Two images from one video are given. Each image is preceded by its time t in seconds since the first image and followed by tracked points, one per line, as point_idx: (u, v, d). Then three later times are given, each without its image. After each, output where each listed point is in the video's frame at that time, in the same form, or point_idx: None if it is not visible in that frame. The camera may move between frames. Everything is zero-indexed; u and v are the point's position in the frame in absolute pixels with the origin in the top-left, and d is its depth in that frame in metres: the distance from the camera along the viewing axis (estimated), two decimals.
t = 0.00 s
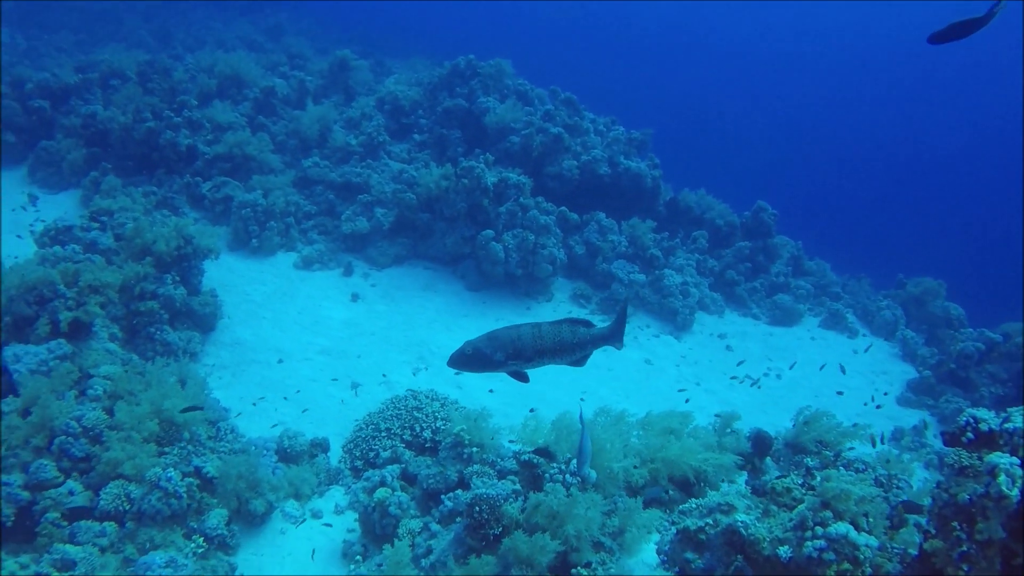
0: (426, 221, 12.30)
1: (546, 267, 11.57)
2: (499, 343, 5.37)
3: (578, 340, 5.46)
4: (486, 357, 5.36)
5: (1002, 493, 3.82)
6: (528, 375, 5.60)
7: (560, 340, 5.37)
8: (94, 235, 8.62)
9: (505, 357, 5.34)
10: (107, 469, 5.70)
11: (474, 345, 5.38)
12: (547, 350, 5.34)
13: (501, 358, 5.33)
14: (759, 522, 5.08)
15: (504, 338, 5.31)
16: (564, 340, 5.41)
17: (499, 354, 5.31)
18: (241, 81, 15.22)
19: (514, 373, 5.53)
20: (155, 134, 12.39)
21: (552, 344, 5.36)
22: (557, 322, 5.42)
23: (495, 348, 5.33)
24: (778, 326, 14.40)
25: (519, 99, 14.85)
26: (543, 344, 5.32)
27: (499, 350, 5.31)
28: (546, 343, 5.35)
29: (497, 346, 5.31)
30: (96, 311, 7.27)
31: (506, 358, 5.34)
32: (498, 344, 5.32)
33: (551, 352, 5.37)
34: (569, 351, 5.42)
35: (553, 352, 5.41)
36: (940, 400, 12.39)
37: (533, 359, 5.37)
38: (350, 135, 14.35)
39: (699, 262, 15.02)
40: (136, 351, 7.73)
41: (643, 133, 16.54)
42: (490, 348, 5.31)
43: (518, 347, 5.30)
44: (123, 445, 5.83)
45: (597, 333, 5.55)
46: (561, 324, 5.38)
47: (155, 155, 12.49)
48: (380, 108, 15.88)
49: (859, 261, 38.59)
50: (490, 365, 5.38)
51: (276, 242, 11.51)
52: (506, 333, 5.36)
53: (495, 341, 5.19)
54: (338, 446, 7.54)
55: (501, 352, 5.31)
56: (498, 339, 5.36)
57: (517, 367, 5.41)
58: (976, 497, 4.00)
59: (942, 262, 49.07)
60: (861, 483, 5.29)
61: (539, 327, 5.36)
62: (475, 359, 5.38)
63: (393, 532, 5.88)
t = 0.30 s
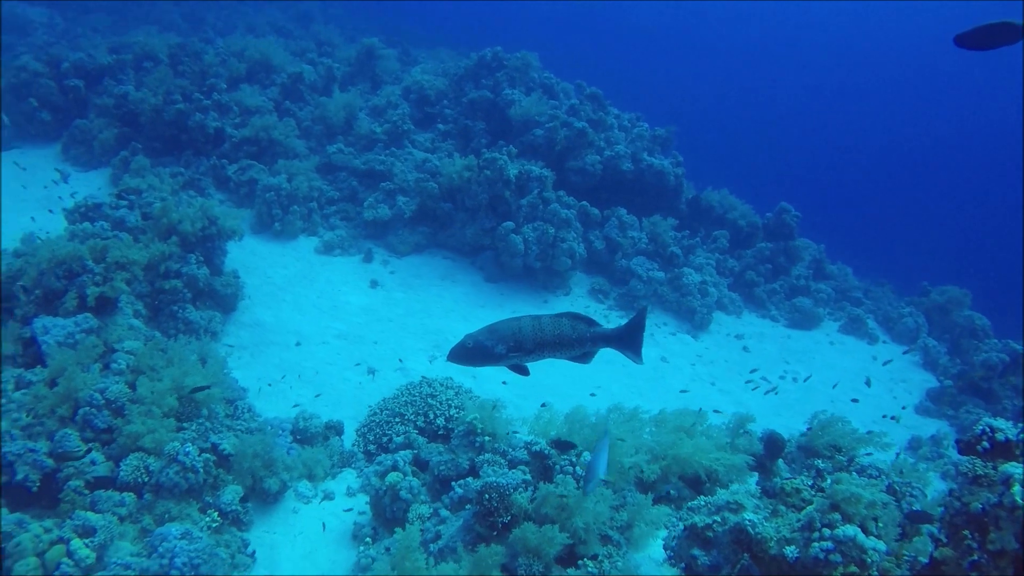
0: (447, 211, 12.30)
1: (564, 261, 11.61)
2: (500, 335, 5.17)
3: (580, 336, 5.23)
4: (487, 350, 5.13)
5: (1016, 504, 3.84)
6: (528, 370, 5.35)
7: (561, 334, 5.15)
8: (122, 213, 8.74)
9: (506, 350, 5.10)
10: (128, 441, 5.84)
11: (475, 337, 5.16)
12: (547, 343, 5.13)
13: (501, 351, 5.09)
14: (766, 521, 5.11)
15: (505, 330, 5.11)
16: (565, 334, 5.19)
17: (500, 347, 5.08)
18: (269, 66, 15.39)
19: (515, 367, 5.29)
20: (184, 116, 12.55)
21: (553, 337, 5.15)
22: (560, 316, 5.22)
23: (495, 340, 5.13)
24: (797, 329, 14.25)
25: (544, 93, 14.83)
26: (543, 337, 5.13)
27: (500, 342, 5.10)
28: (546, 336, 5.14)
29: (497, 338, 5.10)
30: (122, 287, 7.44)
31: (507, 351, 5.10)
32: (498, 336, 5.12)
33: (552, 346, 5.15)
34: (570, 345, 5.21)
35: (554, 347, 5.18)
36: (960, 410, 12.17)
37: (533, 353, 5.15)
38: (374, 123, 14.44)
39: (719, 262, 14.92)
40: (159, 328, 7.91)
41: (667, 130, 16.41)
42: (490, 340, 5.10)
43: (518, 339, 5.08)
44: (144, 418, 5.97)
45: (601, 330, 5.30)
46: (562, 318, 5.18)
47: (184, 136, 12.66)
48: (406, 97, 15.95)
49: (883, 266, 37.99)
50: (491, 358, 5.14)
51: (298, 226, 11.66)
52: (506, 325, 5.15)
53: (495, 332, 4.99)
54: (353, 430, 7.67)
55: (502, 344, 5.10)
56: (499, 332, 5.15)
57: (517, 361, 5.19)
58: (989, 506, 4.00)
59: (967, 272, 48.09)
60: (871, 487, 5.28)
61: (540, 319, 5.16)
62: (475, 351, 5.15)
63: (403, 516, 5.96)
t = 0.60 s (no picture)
0: (468, 209, 12.35)
1: (584, 261, 11.66)
2: (501, 337, 5.13)
3: (580, 337, 5.14)
4: (489, 352, 5.10)
5: None
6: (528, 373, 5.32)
7: (562, 336, 5.08)
8: (149, 204, 8.77)
9: (507, 352, 5.07)
10: (150, 428, 5.93)
11: (476, 339, 5.14)
12: (548, 346, 5.07)
13: (503, 352, 5.06)
14: (778, 524, 5.07)
15: (506, 332, 5.06)
16: (566, 336, 5.12)
17: (501, 349, 5.05)
18: (297, 62, 15.53)
19: (516, 368, 5.26)
20: (212, 110, 12.73)
21: (554, 339, 5.07)
22: (560, 318, 5.14)
23: (496, 342, 5.09)
24: (817, 334, 14.10)
25: (567, 93, 14.85)
26: (545, 339, 5.06)
27: (501, 344, 5.06)
28: (548, 338, 5.07)
29: (498, 340, 5.07)
30: (147, 277, 7.57)
31: (508, 353, 5.07)
32: (499, 338, 5.08)
33: (552, 349, 5.10)
34: (571, 347, 5.13)
35: (555, 349, 5.12)
36: (983, 421, 11.94)
37: (534, 355, 5.10)
38: (398, 120, 14.56)
39: (739, 265, 14.77)
40: (183, 318, 8.05)
41: (689, 132, 16.33)
42: (491, 342, 5.07)
43: (519, 341, 5.03)
44: (167, 406, 6.07)
45: (601, 330, 5.20)
46: (563, 319, 5.10)
47: (211, 130, 12.84)
48: (429, 95, 16.05)
49: (906, 273, 37.42)
50: (493, 360, 5.11)
51: (321, 221, 11.79)
52: (507, 328, 5.11)
53: (496, 335, 4.95)
54: (370, 423, 7.75)
55: (503, 346, 5.06)
56: (500, 333, 5.12)
57: (518, 363, 5.16)
58: (1006, 517, 4.37)
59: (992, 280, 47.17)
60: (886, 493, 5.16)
61: (541, 321, 5.10)
62: (477, 353, 5.13)
63: (417, 510, 6.03)
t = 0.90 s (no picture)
0: (492, 208, 12.40)
1: (606, 262, 11.61)
2: (501, 339, 5.01)
3: (584, 344, 5.10)
4: (487, 354, 4.96)
5: None
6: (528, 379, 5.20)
7: (564, 342, 5.02)
8: (179, 200, 9.13)
9: (506, 355, 4.95)
10: (176, 418, 6.07)
11: (475, 339, 4.99)
12: (549, 351, 4.99)
13: (501, 355, 4.94)
14: (793, 530, 5.18)
15: (506, 335, 4.96)
16: (569, 343, 5.07)
17: (500, 351, 4.93)
18: (326, 61, 15.76)
19: (514, 372, 5.15)
20: (241, 107, 12.91)
21: (556, 345, 5.01)
22: (563, 323, 5.09)
23: (495, 344, 4.96)
24: (841, 340, 13.95)
25: (593, 95, 14.83)
26: (547, 345, 4.97)
27: (501, 346, 4.94)
28: (550, 343, 5.00)
29: (498, 341, 4.95)
30: (176, 271, 7.72)
31: (508, 356, 4.96)
32: (500, 340, 4.96)
33: (553, 355, 5.03)
34: (574, 354, 5.09)
35: (556, 355, 5.05)
36: (1013, 433, 11.66)
37: (535, 360, 5.01)
38: (424, 119, 14.64)
39: (763, 269, 14.64)
40: (209, 311, 8.19)
41: (716, 134, 16.18)
42: (491, 343, 4.93)
43: (520, 345, 4.93)
44: (193, 397, 6.22)
45: (605, 336, 5.18)
46: (567, 325, 5.03)
47: (240, 127, 12.99)
48: (455, 95, 16.11)
49: (934, 280, 36.72)
50: (491, 362, 4.98)
51: (346, 218, 11.92)
52: (508, 330, 5.01)
53: (498, 336, 4.82)
54: (390, 419, 7.82)
55: (502, 348, 4.94)
56: (500, 335, 5.00)
57: (518, 367, 5.02)
58: None
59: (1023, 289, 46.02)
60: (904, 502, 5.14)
61: (543, 326, 5.03)
62: (475, 354, 4.97)
63: (435, 506, 6.09)
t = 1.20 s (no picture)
0: (515, 207, 12.45)
1: (629, 262, 11.56)
2: (503, 338, 5.22)
3: (587, 350, 5.25)
4: (489, 352, 5.18)
5: None
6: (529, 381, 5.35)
7: (566, 346, 5.18)
8: (207, 197, 9.28)
9: (507, 354, 5.16)
10: (203, 411, 6.17)
11: (479, 336, 5.21)
12: (549, 354, 5.15)
13: (502, 354, 5.15)
14: (814, 533, 5.15)
15: (508, 334, 5.18)
16: (572, 347, 5.20)
17: (501, 350, 5.15)
18: (351, 59, 16.00)
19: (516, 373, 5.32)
20: (268, 106, 13.02)
21: (557, 348, 5.16)
22: (567, 329, 5.27)
23: (497, 343, 5.18)
24: (867, 343, 13.79)
25: (618, 93, 14.76)
26: (547, 347, 5.14)
27: (502, 345, 5.16)
28: (551, 345, 5.16)
29: (500, 340, 5.16)
30: (204, 267, 7.84)
31: (508, 355, 5.15)
32: (501, 339, 5.17)
33: (555, 359, 5.17)
34: (576, 359, 5.22)
35: (556, 359, 5.21)
36: None
37: (535, 361, 5.18)
38: (448, 118, 14.68)
39: (787, 269, 14.53)
40: (235, 307, 8.28)
41: (741, 133, 16.01)
42: (493, 342, 5.15)
43: (520, 345, 5.13)
44: (219, 390, 6.32)
45: (609, 344, 5.30)
46: (570, 330, 5.21)
47: (266, 125, 13.11)
48: (479, 93, 16.14)
49: (964, 282, 35.94)
50: (492, 361, 5.20)
51: (370, 216, 12.01)
52: (511, 330, 5.22)
53: (499, 335, 5.04)
54: (412, 416, 7.88)
55: (503, 347, 5.15)
56: (503, 335, 5.21)
57: (518, 367, 5.20)
58: None
59: None
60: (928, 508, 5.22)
61: (546, 329, 5.21)
62: (477, 352, 5.19)
63: (455, 502, 6.13)
